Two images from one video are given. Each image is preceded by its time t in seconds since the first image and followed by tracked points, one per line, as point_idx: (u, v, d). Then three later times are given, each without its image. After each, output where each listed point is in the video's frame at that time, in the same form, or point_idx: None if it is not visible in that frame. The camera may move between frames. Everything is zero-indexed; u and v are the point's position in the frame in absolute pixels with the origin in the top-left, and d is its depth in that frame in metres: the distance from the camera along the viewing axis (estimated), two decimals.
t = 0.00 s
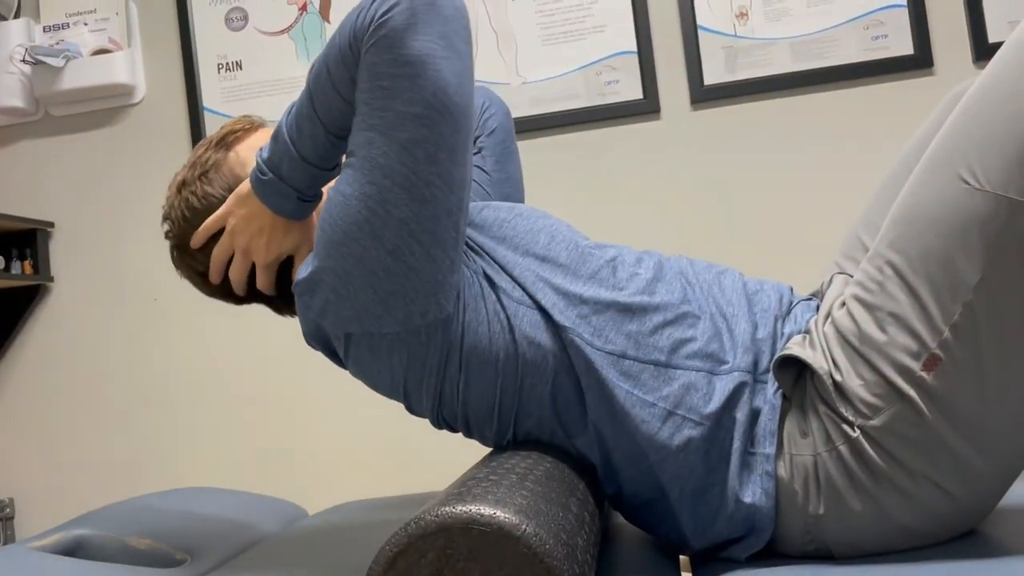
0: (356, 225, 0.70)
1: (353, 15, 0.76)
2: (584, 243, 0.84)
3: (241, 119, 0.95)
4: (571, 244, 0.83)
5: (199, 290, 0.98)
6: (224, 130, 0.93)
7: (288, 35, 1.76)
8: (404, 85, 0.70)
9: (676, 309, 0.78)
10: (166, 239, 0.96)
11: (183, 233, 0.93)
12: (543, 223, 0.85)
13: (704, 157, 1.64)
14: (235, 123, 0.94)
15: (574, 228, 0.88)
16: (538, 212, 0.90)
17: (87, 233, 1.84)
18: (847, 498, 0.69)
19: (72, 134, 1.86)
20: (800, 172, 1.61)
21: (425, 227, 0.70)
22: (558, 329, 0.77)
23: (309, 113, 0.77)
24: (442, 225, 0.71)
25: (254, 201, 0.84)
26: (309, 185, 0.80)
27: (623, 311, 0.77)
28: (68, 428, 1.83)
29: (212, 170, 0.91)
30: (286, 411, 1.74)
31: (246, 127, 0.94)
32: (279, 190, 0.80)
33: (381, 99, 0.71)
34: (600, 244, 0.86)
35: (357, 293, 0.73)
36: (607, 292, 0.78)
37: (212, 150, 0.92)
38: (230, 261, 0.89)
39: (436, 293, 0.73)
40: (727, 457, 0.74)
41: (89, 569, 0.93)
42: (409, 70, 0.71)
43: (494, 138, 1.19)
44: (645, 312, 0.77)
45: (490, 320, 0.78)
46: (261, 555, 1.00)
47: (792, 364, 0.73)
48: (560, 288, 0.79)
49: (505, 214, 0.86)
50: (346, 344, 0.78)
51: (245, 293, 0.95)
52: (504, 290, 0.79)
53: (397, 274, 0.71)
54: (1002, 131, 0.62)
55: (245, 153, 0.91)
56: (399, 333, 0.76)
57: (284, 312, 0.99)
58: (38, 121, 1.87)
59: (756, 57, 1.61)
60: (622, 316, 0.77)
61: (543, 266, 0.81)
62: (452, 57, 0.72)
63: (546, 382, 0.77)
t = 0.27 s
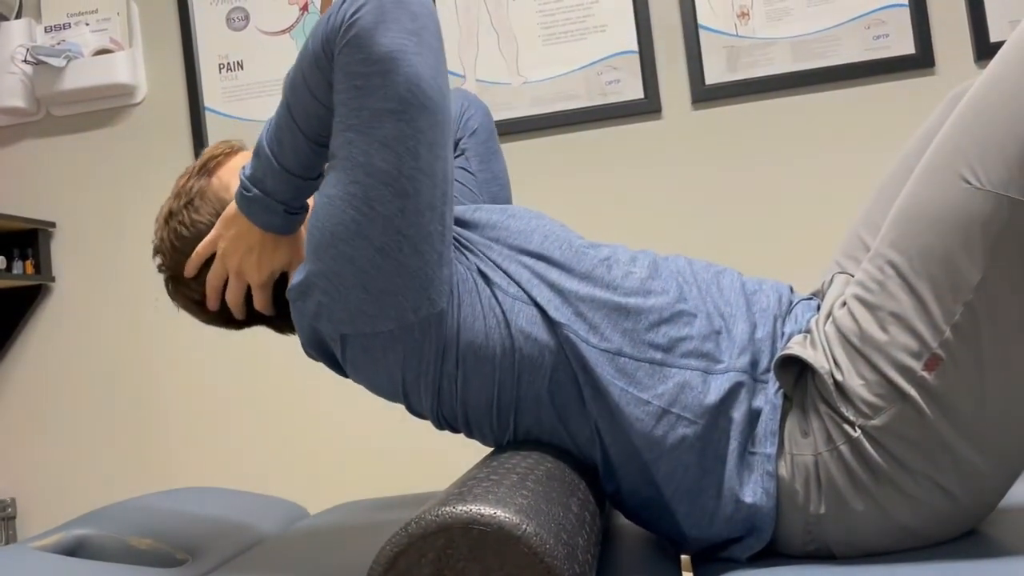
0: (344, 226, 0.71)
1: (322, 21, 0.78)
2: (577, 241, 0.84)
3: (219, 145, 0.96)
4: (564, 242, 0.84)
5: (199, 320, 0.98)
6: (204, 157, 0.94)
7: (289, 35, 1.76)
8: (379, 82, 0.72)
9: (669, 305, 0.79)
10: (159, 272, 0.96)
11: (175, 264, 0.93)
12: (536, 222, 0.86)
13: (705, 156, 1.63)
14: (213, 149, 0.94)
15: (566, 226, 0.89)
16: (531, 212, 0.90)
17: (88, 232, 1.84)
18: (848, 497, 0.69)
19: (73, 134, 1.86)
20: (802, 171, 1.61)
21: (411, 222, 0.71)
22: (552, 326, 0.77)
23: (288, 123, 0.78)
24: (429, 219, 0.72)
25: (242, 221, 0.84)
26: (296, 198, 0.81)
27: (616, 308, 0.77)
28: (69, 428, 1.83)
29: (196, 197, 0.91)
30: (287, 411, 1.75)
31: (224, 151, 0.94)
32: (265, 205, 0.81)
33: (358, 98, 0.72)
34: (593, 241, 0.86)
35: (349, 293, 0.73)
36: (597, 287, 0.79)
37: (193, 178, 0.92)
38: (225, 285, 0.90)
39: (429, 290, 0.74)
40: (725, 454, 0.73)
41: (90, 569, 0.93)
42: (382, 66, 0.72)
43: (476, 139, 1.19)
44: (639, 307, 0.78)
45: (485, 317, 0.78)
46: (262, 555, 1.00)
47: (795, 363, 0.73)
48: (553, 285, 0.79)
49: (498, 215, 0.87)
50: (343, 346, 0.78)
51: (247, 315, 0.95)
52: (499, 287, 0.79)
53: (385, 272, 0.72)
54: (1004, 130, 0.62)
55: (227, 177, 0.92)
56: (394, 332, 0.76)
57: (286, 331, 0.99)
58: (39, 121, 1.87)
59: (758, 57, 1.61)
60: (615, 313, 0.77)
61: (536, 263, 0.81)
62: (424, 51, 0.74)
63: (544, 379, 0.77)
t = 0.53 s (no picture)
0: (335, 229, 0.72)
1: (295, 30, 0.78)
2: (573, 241, 0.85)
3: (206, 171, 0.96)
4: (560, 243, 0.84)
5: (205, 347, 0.98)
6: (192, 184, 0.94)
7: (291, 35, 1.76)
8: (356, 84, 0.72)
9: (664, 304, 0.79)
10: (161, 305, 0.96)
11: (176, 293, 0.93)
12: (531, 224, 0.87)
13: (707, 156, 1.63)
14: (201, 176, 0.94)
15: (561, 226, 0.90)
16: (527, 214, 0.91)
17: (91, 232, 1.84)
18: (849, 498, 0.69)
19: (76, 134, 1.86)
20: (804, 171, 1.61)
21: (399, 220, 0.71)
22: (549, 324, 0.77)
23: (272, 137, 0.78)
24: (417, 217, 0.72)
25: (234, 241, 0.84)
26: (289, 210, 0.81)
27: (611, 307, 0.78)
28: (72, 428, 1.83)
29: (188, 225, 0.91)
30: (289, 411, 1.75)
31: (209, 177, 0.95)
32: (258, 222, 0.81)
33: (338, 101, 0.73)
34: (590, 242, 0.86)
35: (343, 296, 0.74)
36: (590, 285, 0.80)
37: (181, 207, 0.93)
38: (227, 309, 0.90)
39: (423, 289, 0.74)
40: (722, 452, 0.73)
41: (94, 569, 0.93)
42: (356, 69, 0.72)
43: (463, 141, 1.18)
44: (633, 305, 0.78)
45: (481, 315, 0.78)
46: (264, 554, 1.00)
47: (795, 364, 0.73)
48: (548, 285, 0.80)
49: (494, 217, 0.87)
50: (341, 351, 0.78)
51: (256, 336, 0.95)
52: (495, 286, 0.80)
53: (377, 273, 0.72)
54: (1005, 131, 0.62)
55: (217, 202, 0.92)
56: (390, 332, 0.76)
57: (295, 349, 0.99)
58: (42, 121, 1.88)
59: (760, 57, 1.61)
60: (610, 312, 0.78)
61: (531, 263, 0.82)
62: (398, 50, 0.74)
63: (542, 376, 0.77)
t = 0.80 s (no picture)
0: (328, 233, 0.72)
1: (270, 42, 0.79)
2: (570, 240, 0.85)
3: (197, 195, 0.96)
4: (557, 243, 0.84)
5: (216, 368, 0.98)
6: (185, 209, 0.95)
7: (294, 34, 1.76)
8: (335, 89, 0.73)
9: (659, 302, 0.79)
10: (168, 330, 0.97)
11: (180, 316, 0.94)
12: (527, 224, 0.87)
13: (710, 155, 1.63)
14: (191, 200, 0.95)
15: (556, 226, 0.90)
16: (522, 215, 0.91)
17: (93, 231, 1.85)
18: (852, 498, 0.69)
19: (78, 134, 1.87)
20: (807, 170, 1.60)
21: (389, 221, 0.72)
22: (550, 322, 0.77)
23: (258, 151, 0.79)
24: (409, 217, 0.73)
25: (232, 257, 0.84)
26: (283, 221, 0.82)
27: (609, 305, 0.78)
28: (74, 427, 1.83)
29: (184, 248, 0.92)
30: (291, 411, 1.75)
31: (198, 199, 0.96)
32: (251, 235, 0.81)
33: (319, 107, 0.73)
34: (587, 241, 0.87)
35: (338, 301, 0.74)
36: (586, 284, 0.80)
37: (174, 230, 0.93)
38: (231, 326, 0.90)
39: (419, 290, 0.74)
40: (722, 450, 0.73)
41: (97, 568, 0.93)
42: (332, 75, 0.73)
43: (451, 145, 1.17)
44: (630, 303, 0.78)
45: (479, 314, 0.78)
46: (266, 553, 1.00)
47: (797, 364, 0.73)
48: (545, 284, 0.80)
49: (492, 219, 0.88)
50: (340, 355, 0.78)
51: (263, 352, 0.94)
52: (491, 285, 0.80)
53: (371, 276, 0.72)
54: (1008, 129, 0.62)
55: (209, 223, 0.92)
56: (388, 334, 0.75)
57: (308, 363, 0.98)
58: (45, 121, 1.88)
59: (763, 56, 1.61)
60: (608, 311, 0.78)
61: (529, 263, 0.82)
62: (375, 52, 0.75)
63: (541, 374, 0.77)
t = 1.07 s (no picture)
0: (323, 239, 0.72)
1: (253, 52, 0.79)
2: (568, 240, 0.85)
3: (184, 219, 0.97)
4: (555, 243, 0.84)
5: (223, 388, 0.99)
6: (174, 235, 0.95)
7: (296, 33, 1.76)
8: (319, 95, 0.72)
9: (656, 300, 0.79)
10: (172, 356, 0.98)
11: (182, 341, 0.94)
12: (525, 225, 0.87)
13: (712, 155, 1.63)
14: (179, 226, 0.96)
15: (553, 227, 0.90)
16: (520, 216, 0.91)
17: (96, 231, 1.85)
18: (854, 498, 0.69)
19: (81, 134, 1.87)
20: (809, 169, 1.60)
21: (380, 225, 0.72)
22: (549, 322, 0.78)
23: (250, 164, 0.80)
24: (400, 220, 0.73)
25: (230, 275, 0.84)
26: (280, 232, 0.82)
27: (607, 304, 0.78)
28: (76, 426, 1.84)
29: (179, 273, 0.92)
30: (293, 411, 1.75)
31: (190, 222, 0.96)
32: (247, 248, 0.81)
33: (305, 115, 0.73)
34: (585, 240, 0.87)
35: (334, 307, 0.74)
36: (582, 284, 0.80)
37: (169, 255, 0.94)
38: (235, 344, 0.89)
39: (415, 291, 0.74)
40: (721, 448, 0.73)
41: (99, 567, 0.93)
42: (315, 82, 0.72)
43: (439, 148, 1.17)
44: (627, 302, 0.78)
45: (478, 314, 0.78)
46: (269, 552, 1.01)
47: (800, 363, 0.73)
48: (543, 284, 0.80)
49: (489, 220, 0.88)
50: (340, 360, 0.78)
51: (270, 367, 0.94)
52: (489, 286, 0.80)
53: (366, 281, 0.72)
54: (1011, 130, 0.62)
55: (200, 246, 0.93)
56: (385, 337, 0.76)
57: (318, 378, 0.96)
58: (48, 120, 1.88)
59: (765, 56, 1.61)
60: (606, 310, 0.78)
61: (527, 264, 0.82)
62: (357, 57, 0.75)
63: (541, 373, 0.77)
